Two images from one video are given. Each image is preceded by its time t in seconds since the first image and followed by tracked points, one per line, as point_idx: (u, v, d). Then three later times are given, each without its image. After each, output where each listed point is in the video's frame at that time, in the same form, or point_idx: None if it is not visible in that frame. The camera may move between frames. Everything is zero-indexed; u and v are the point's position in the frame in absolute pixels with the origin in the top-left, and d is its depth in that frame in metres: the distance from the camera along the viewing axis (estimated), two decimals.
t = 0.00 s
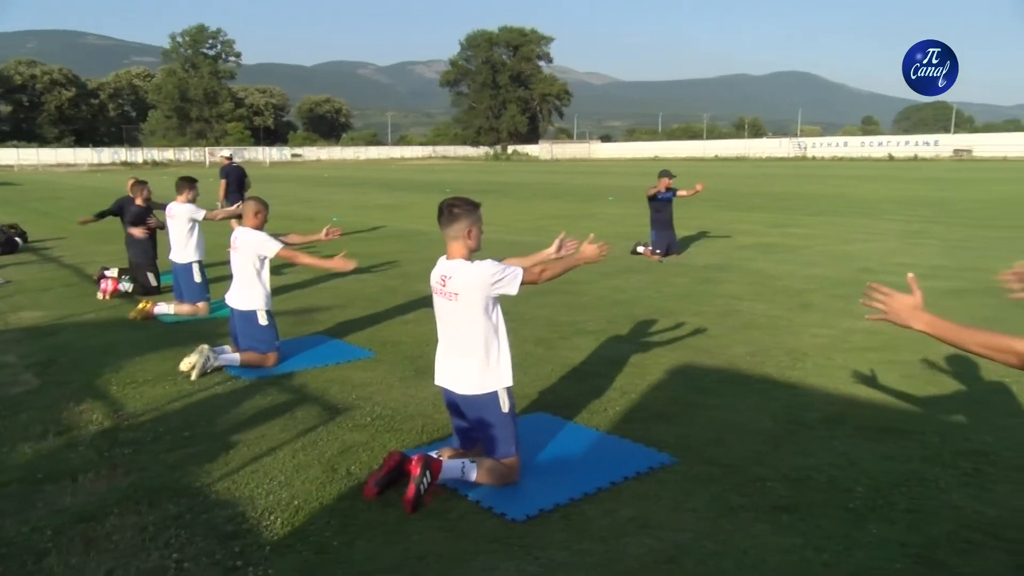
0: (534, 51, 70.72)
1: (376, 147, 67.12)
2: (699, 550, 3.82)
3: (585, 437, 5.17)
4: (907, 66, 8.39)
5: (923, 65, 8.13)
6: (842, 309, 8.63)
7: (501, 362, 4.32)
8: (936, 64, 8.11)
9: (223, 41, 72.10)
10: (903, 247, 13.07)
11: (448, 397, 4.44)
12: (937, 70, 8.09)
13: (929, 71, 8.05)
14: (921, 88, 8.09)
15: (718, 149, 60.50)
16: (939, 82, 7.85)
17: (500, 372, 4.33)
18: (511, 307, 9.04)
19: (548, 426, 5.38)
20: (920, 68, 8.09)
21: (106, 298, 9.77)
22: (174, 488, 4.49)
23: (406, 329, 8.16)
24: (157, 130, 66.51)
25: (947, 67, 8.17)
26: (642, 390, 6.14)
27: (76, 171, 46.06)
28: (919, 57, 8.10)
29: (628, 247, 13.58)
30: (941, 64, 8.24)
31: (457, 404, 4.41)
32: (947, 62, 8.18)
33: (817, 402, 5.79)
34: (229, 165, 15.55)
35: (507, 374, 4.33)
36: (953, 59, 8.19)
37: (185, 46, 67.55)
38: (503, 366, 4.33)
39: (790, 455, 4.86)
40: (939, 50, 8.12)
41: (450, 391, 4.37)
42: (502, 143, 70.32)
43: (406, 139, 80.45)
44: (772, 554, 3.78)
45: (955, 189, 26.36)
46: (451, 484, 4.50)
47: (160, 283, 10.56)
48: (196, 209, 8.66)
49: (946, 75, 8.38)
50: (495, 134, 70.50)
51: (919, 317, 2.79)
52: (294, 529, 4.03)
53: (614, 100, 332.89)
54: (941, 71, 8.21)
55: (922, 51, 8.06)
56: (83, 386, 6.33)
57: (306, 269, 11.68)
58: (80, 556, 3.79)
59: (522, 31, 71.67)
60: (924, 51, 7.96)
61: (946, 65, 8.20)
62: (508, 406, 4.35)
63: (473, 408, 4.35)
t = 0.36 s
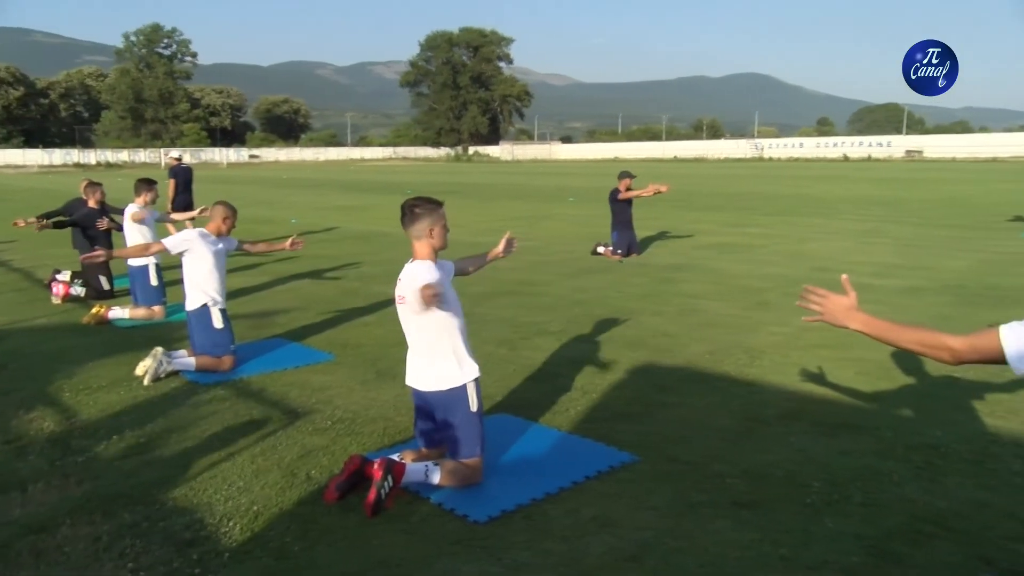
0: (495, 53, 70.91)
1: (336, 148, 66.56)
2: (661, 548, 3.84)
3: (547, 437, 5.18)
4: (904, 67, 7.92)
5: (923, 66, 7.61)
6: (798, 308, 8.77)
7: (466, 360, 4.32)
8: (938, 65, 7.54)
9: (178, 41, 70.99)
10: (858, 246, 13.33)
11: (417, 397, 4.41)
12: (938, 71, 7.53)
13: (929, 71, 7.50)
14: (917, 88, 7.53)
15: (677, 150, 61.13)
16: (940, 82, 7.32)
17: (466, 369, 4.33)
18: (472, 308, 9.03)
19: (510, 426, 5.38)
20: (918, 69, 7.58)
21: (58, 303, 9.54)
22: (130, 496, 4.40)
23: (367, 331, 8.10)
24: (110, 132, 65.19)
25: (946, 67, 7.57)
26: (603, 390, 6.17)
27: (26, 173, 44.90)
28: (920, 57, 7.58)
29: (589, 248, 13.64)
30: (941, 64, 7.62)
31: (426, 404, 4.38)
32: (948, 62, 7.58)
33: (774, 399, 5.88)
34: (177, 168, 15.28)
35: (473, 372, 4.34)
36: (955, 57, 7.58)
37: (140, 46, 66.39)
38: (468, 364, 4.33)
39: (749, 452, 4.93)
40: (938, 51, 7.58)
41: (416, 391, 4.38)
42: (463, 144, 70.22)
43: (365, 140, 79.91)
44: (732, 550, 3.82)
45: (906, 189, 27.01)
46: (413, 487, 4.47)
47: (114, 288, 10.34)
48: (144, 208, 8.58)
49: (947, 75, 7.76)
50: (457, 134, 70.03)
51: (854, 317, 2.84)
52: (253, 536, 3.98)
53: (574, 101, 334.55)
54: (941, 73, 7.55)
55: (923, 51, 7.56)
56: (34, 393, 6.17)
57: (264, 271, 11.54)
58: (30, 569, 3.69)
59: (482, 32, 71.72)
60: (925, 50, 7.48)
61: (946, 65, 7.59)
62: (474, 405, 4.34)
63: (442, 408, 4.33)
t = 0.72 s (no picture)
0: (450, 53, 70.74)
1: (289, 150, 65.76)
2: (618, 547, 3.87)
3: (504, 439, 5.17)
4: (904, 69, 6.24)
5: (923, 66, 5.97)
6: (751, 307, 8.90)
7: (419, 363, 4.28)
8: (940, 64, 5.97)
9: (125, 40, 69.51)
10: (808, 246, 13.58)
11: (368, 400, 4.35)
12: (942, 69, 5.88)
13: (927, 72, 5.84)
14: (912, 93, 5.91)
15: (631, 152, 61.61)
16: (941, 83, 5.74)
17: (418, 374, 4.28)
18: (428, 310, 8.99)
19: (467, 428, 5.36)
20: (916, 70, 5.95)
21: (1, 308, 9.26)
22: (76, 507, 4.29)
23: (322, 334, 8.01)
24: (55, 132, 63.50)
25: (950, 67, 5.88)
26: (560, 390, 6.19)
27: None
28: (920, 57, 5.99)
29: (546, 248, 13.68)
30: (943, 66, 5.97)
31: (378, 407, 4.33)
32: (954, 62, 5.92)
33: (728, 397, 5.96)
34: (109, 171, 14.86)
35: (427, 375, 4.30)
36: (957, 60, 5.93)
37: (85, 45, 64.81)
38: (422, 367, 4.28)
39: (704, 449, 4.99)
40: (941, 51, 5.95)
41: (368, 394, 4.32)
42: (419, 145, 69.88)
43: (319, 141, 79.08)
44: (687, 547, 3.86)
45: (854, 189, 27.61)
46: (369, 491, 4.43)
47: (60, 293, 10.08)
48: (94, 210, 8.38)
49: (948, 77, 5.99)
50: (412, 135, 70.00)
51: (823, 315, 2.65)
52: (205, 544, 3.90)
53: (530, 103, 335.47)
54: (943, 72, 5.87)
55: (923, 48, 5.98)
56: None
57: (216, 275, 11.33)
58: None
59: (436, 32, 71.48)
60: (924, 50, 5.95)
61: (949, 66, 5.89)
62: (429, 408, 4.30)
63: (395, 410, 4.29)
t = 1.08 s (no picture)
0: (398, 54, 70.30)
1: (235, 151, 64.63)
2: (569, 546, 3.89)
3: (455, 441, 5.16)
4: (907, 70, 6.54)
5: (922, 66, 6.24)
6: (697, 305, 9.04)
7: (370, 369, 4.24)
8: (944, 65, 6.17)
9: (62, 39, 67.50)
10: (753, 245, 13.84)
11: (315, 407, 4.29)
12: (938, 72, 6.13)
13: (928, 72, 6.11)
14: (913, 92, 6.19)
15: (580, 153, 61.94)
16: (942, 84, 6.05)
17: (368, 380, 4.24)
18: (377, 312, 8.93)
19: (418, 430, 5.34)
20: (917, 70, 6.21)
21: None
22: (12, 521, 4.15)
23: (269, 339, 7.90)
24: None
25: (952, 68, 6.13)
26: (510, 391, 6.21)
27: None
28: (919, 57, 6.23)
29: (496, 250, 13.70)
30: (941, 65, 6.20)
31: (324, 413, 4.27)
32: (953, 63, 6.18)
33: (676, 395, 6.05)
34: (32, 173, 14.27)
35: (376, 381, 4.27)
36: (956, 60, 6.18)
37: (19, 43, 62.75)
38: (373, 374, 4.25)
39: (652, 447, 5.05)
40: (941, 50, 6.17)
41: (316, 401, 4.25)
42: (368, 146, 69.31)
43: (266, 141, 77.87)
44: (636, 544, 3.90)
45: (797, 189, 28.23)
46: (318, 497, 4.38)
47: None
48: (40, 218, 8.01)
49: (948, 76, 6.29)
50: (360, 137, 69.32)
51: (761, 336, 2.57)
52: (149, 554, 3.82)
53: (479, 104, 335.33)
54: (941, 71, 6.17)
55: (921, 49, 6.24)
56: None
57: (159, 279, 11.09)
58: None
59: (385, 33, 71.02)
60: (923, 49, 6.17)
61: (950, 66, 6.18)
62: (376, 414, 4.25)
63: (342, 416, 4.23)
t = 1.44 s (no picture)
0: (347, 54, 69.60)
1: (179, 152, 63.28)
2: (522, 546, 3.90)
3: (407, 444, 5.13)
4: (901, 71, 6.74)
5: (923, 66, 6.43)
6: (648, 305, 9.13)
7: (327, 369, 4.22)
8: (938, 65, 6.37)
9: None
10: (702, 245, 14.03)
11: (267, 411, 4.21)
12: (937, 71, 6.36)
13: (928, 72, 6.35)
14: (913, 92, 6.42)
15: (532, 155, 62.13)
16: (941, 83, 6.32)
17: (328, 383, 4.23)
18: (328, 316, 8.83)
19: (370, 434, 5.30)
20: (917, 70, 6.43)
21: None
22: None
23: (217, 343, 7.75)
24: None
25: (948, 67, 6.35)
26: (463, 392, 6.19)
27: None
28: (920, 56, 6.45)
29: (447, 251, 13.65)
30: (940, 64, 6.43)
31: (277, 418, 4.20)
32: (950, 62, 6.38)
33: (628, 394, 6.10)
34: None
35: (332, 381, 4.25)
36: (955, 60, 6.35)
37: None
38: (329, 374, 4.23)
39: (605, 446, 5.08)
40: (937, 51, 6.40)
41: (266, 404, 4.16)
42: (317, 148, 68.54)
43: (213, 143, 76.47)
44: (590, 543, 3.92)
45: (745, 189, 28.71)
46: (268, 503, 4.32)
47: None
48: None
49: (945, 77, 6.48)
50: (309, 138, 68.41)
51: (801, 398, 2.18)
52: (92, 567, 3.71)
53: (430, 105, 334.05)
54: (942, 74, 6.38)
55: (922, 49, 6.45)
56: None
57: (101, 284, 10.80)
58: None
59: (333, 33, 70.35)
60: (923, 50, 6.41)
61: (948, 65, 6.37)
62: (329, 416, 4.20)
63: (295, 420, 4.17)
